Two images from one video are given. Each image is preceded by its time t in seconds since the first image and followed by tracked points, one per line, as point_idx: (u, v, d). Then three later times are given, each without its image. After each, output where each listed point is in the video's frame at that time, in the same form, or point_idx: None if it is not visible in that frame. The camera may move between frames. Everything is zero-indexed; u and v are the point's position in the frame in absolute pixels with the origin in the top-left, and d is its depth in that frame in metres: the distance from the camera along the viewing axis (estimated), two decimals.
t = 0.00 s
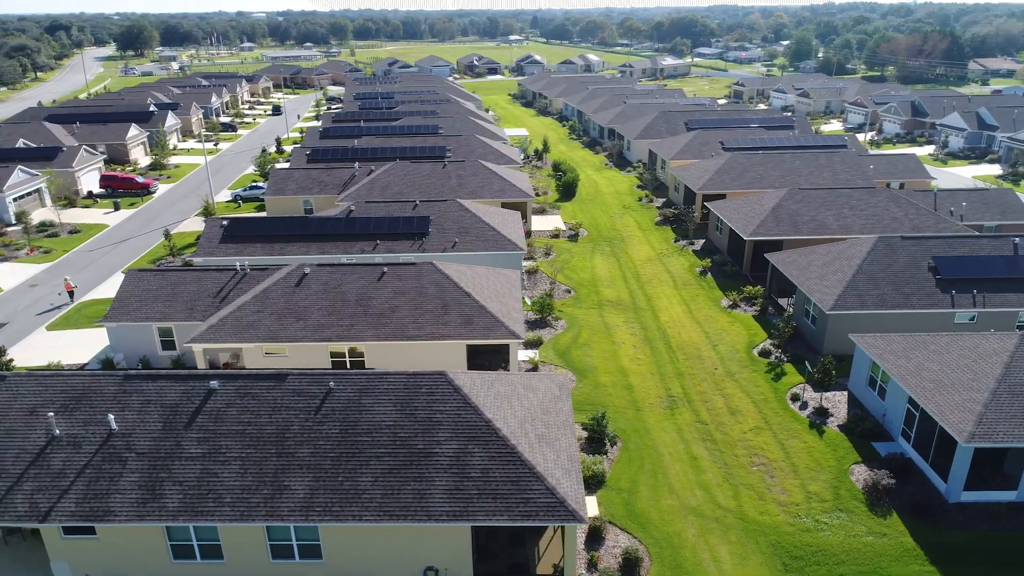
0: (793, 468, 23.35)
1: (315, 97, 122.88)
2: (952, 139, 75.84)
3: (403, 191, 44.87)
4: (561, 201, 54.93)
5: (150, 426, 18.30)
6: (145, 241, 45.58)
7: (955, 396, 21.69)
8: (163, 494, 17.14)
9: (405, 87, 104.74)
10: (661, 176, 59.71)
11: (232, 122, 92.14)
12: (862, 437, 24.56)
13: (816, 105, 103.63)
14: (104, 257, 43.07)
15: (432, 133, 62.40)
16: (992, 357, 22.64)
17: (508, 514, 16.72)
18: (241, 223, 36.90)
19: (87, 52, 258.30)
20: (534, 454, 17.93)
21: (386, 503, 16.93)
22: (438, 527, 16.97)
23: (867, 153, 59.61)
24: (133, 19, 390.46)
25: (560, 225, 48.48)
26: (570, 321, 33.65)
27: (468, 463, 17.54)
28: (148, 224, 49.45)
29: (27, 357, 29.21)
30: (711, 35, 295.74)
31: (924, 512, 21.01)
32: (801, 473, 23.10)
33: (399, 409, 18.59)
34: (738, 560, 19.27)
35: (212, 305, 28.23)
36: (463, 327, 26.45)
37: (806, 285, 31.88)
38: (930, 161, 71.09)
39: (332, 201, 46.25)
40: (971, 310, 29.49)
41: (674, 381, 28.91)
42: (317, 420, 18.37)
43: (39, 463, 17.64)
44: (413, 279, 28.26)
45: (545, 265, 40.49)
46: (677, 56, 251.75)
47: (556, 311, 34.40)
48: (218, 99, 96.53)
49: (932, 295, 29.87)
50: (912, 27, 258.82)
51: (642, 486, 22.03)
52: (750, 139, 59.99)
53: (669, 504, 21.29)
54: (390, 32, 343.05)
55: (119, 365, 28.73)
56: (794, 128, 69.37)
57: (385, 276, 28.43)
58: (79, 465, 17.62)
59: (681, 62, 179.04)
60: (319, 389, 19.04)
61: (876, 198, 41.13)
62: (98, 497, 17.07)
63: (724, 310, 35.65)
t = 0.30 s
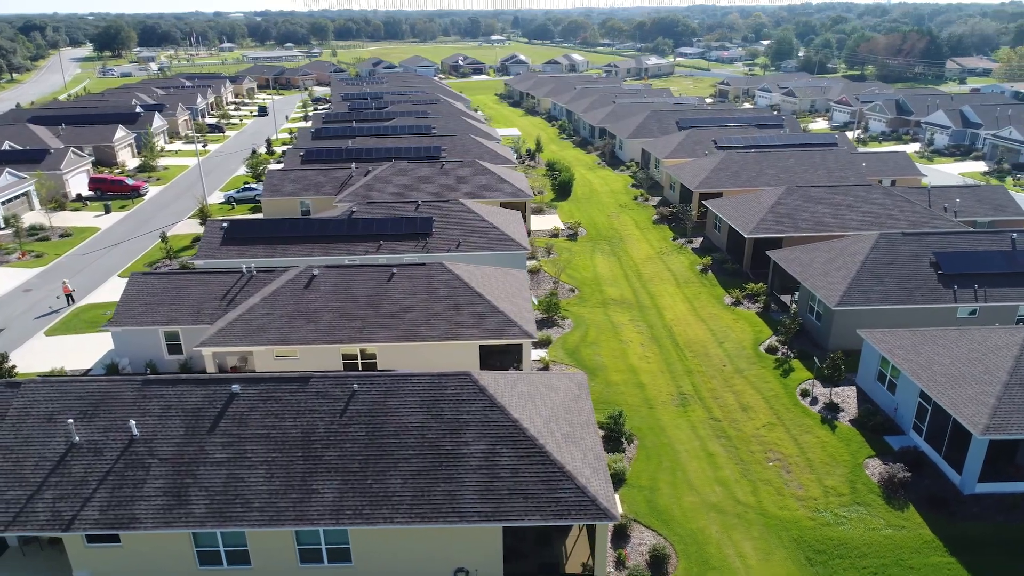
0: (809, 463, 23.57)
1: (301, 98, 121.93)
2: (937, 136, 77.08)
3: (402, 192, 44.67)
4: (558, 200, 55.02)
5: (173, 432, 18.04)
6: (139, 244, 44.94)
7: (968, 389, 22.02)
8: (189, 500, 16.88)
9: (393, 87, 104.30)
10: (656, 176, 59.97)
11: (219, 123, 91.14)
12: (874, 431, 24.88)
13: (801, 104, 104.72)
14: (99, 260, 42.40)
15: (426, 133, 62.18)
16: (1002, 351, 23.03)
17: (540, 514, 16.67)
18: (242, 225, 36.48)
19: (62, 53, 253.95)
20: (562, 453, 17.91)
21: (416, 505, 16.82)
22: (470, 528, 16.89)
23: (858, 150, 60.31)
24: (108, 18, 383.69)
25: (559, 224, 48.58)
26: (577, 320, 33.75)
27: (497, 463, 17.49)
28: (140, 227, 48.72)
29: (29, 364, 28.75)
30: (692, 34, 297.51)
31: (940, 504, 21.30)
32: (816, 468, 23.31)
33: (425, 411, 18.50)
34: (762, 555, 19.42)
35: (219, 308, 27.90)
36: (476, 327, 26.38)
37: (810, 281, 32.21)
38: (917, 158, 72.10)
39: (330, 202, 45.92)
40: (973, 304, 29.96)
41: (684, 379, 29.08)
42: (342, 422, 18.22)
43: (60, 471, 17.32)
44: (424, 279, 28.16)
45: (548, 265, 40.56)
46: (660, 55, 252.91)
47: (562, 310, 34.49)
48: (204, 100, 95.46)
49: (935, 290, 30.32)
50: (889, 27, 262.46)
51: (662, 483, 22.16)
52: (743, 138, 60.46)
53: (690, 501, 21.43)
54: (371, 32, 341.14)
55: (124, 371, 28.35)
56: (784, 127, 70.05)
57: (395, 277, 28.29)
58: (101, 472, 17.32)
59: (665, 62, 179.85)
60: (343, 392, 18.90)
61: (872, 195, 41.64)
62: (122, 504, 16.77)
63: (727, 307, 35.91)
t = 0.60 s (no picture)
0: (823, 457, 23.80)
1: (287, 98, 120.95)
2: (923, 134, 78.34)
3: (401, 192, 44.49)
4: (554, 200, 55.13)
5: (196, 436, 17.81)
6: (134, 247, 44.30)
7: (980, 383, 22.34)
8: (216, 505, 16.65)
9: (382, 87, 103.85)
10: (650, 175, 60.25)
11: (206, 124, 90.19)
12: (885, 425, 25.19)
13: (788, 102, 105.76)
14: (94, 263, 41.71)
15: (420, 134, 61.98)
16: (1010, 345, 23.40)
17: (572, 513, 16.65)
18: (243, 227, 36.09)
19: (38, 53, 249.68)
20: (589, 452, 17.91)
21: (447, 506, 16.72)
22: (501, 529, 16.83)
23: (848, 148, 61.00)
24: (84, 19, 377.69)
25: (557, 224, 48.71)
26: (584, 319, 33.87)
27: (526, 463, 17.46)
28: (133, 229, 48.01)
29: (32, 370, 28.23)
30: (674, 34, 299.07)
31: (955, 496, 21.59)
32: (831, 462, 23.54)
33: (451, 412, 18.44)
34: (786, 550, 19.59)
35: (226, 311, 27.56)
36: (488, 327, 26.32)
37: (814, 278, 32.52)
38: (904, 156, 73.08)
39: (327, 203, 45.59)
40: (974, 299, 30.44)
41: (694, 376, 29.23)
42: (368, 424, 18.10)
43: (82, 478, 17.01)
44: (434, 280, 28.06)
45: (550, 264, 40.64)
46: (643, 55, 254.06)
47: (568, 309, 34.58)
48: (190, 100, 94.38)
49: (937, 285, 30.76)
50: (868, 26, 265.77)
51: (681, 480, 22.30)
52: (735, 137, 60.93)
53: (710, 497, 21.58)
54: (352, 32, 339.23)
55: (130, 375, 27.93)
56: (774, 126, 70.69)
57: (405, 278, 28.16)
58: (124, 478, 17.03)
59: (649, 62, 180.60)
60: (367, 394, 18.78)
61: (868, 192, 42.14)
62: (147, 511, 16.49)
63: (730, 304, 36.16)
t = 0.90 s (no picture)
0: (834, 452, 24.07)
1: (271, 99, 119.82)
2: (907, 132, 79.59)
3: (398, 192, 44.28)
4: (549, 199, 55.25)
5: (218, 441, 17.58)
6: (127, 250, 43.65)
7: (988, 375, 22.73)
8: (242, 511, 16.44)
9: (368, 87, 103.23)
10: (643, 174, 60.56)
11: (190, 125, 89.08)
12: (892, 418, 25.54)
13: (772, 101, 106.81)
14: (86, 267, 41.03)
15: (412, 134, 61.71)
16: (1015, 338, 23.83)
17: (601, 510, 16.67)
18: (242, 228, 35.65)
19: (10, 53, 244.65)
20: (614, 450, 17.95)
21: (476, 507, 16.66)
22: (529, 528, 16.81)
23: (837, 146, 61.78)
24: (56, 18, 370.58)
25: (553, 223, 48.79)
26: (588, 318, 33.99)
27: (553, 462, 17.46)
28: (123, 232, 47.23)
29: (32, 377, 27.70)
30: (655, 33, 300.52)
31: (966, 487, 21.94)
32: (842, 456, 23.82)
33: (474, 412, 18.40)
34: (805, 544, 19.79)
35: (232, 314, 27.23)
36: (498, 326, 26.27)
37: (815, 275, 32.88)
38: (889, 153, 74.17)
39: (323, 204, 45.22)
40: (973, 293, 30.97)
41: (702, 373, 29.43)
42: (392, 426, 18.00)
43: (102, 486, 16.70)
44: (442, 281, 27.96)
45: (550, 263, 40.72)
46: (624, 53, 255.06)
47: (572, 308, 34.68)
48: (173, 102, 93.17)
49: (936, 280, 31.25)
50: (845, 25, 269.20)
51: (697, 477, 22.47)
52: (726, 135, 61.41)
53: (728, 493, 21.76)
54: (331, 31, 336.61)
55: (134, 381, 27.52)
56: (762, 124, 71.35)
57: (412, 279, 28.03)
58: (145, 485, 16.76)
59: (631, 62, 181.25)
60: (389, 395, 18.68)
61: (862, 188, 42.68)
62: (172, 517, 16.23)
63: (731, 302, 36.45)
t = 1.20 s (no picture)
0: (845, 446, 24.34)
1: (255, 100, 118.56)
2: (891, 130, 80.77)
3: (395, 193, 44.04)
4: (543, 198, 55.32)
5: (240, 445, 17.36)
6: (119, 254, 42.95)
7: (994, 367, 23.12)
8: (267, 515, 16.21)
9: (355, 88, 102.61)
10: (635, 172, 60.83)
11: (175, 126, 87.91)
12: (899, 412, 25.89)
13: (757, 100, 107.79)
14: (78, 271, 40.29)
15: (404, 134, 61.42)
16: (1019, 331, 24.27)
17: (629, 508, 16.68)
18: (241, 230, 35.20)
19: None
20: (638, 447, 17.99)
21: (504, 507, 16.59)
22: (557, 527, 16.78)
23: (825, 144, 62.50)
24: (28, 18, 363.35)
25: (550, 222, 48.84)
26: (593, 317, 34.12)
27: (578, 460, 17.46)
28: (114, 235, 46.44)
29: (32, 384, 27.18)
30: (636, 33, 301.75)
31: (975, 477, 22.29)
32: (853, 450, 24.09)
33: (498, 412, 18.37)
34: (824, 538, 19.99)
35: (238, 317, 26.91)
36: (509, 325, 26.22)
37: (816, 271, 33.23)
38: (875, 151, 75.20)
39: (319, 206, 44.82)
40: (970, 288, 31.49)
41: (708, 370, 29.64)
42: (416, 427, 17.91)
43: (123, 492, 16.40)
44: (450, 281, 27.84)
45: (550, 263, 40.79)
46: (606, 53, 255.85)
47: (576, 307, 34.78)
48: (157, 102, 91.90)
49: (935, 275, 31.72)
50: (823, 25, 272.26)
51: (713, 473, 22.65)
52: (717, 134, 61.86)
53: (744, 488, 21.96)
54: (311, 31, 333.61)
55: (139, 386, 27.13)
56: (751, 123, 71.99)
57: (420, 280, 27.89)
58: (168, 491, 16.48)
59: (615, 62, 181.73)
60: (411, 397, 18.61)
61: (856, 185, 43.20)
62: (196, 523, 15.97)
63: (732, 299, 36.74)
